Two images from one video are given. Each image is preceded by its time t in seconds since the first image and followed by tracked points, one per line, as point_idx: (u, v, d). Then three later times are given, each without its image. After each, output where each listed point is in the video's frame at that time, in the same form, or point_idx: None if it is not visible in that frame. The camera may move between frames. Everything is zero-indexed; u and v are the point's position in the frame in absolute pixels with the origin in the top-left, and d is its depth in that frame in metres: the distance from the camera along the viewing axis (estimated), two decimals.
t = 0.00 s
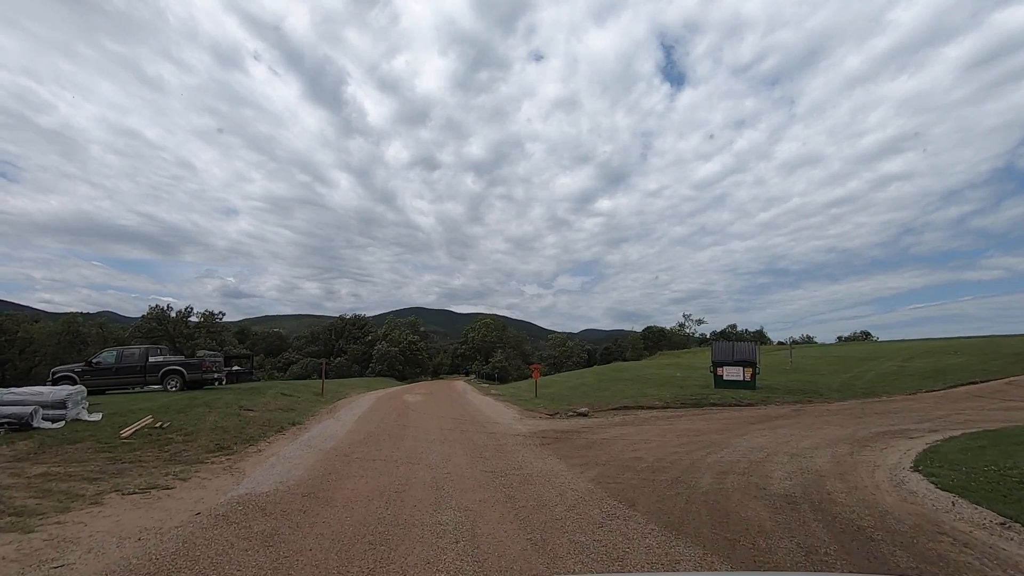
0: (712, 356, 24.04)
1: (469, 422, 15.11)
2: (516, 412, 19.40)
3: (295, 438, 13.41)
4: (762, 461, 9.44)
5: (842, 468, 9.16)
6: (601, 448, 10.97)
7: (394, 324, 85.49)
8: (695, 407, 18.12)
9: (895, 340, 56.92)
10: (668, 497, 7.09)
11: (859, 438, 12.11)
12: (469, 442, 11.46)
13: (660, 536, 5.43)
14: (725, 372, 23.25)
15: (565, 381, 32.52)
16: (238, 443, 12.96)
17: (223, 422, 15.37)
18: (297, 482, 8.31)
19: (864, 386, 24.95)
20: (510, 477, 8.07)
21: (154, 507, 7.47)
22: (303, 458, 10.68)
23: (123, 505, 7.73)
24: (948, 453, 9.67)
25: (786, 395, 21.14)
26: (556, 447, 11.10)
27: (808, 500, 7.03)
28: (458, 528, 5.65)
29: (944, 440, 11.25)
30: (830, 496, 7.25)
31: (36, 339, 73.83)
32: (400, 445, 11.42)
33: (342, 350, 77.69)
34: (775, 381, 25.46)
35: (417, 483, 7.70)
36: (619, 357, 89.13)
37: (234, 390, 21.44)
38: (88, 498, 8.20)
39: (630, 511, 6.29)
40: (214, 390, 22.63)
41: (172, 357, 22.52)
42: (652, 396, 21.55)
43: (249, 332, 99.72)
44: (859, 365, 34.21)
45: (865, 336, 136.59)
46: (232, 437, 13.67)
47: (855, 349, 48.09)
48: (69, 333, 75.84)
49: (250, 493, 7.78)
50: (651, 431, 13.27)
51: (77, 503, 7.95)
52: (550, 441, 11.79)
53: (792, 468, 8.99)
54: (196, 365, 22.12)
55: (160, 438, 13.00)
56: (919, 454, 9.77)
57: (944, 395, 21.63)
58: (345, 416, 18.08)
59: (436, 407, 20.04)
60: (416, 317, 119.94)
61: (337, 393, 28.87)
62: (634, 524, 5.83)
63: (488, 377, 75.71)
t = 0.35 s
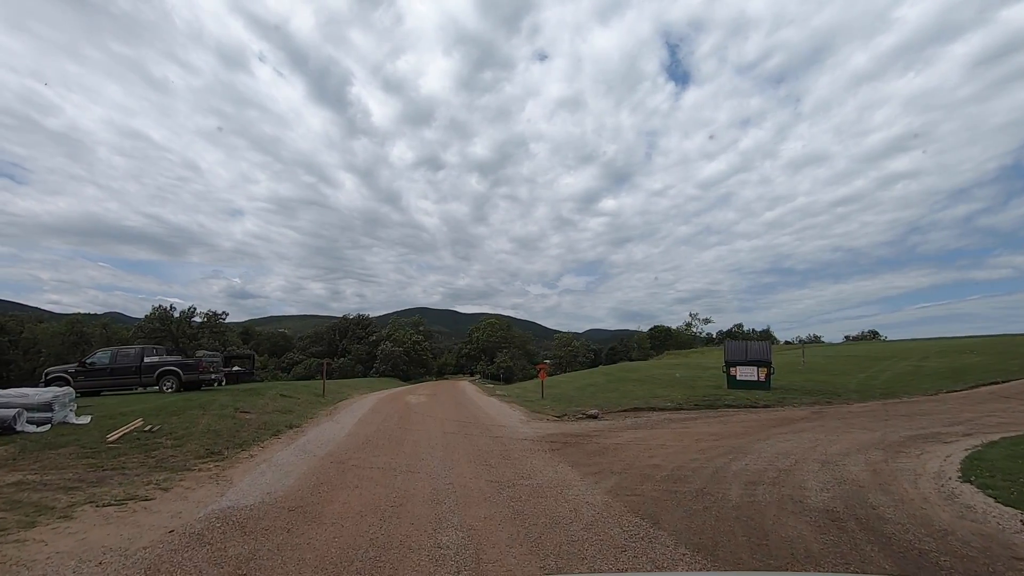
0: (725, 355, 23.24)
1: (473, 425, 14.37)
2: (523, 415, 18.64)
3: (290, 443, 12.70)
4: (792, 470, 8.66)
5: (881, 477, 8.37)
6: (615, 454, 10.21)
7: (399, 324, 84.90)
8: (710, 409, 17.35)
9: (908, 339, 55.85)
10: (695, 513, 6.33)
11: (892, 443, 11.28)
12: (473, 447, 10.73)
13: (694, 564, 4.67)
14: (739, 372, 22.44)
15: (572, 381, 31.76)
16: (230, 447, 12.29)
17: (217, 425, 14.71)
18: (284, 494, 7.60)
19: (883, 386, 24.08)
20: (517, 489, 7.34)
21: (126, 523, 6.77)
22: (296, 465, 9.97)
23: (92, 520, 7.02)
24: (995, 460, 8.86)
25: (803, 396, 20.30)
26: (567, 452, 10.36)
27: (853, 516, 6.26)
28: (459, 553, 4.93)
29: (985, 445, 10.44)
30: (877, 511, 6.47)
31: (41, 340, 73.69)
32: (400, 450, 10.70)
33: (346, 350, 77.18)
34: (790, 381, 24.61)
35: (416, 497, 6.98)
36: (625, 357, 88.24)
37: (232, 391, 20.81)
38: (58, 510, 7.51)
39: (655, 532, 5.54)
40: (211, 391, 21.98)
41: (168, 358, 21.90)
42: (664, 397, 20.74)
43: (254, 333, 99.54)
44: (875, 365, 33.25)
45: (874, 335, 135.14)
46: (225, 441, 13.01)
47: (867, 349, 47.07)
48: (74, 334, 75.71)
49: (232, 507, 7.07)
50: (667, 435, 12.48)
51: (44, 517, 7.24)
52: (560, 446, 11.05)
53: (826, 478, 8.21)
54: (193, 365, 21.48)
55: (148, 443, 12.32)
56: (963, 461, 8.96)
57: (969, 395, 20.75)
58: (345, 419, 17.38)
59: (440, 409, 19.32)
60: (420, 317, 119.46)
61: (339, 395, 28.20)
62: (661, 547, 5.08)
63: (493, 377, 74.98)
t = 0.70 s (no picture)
0: (738, 355, 22.43)
1: (479, 428, 13.65)
2: (531, 417, 17.89)
3: (285, 448, 12.02)
4: (828, 480, 7.90)
5: (929, 488, 7.59)
6: (631, 460, 9.47)
7: (404, 324, 84.31)
8: (725, 411, 16.58)
9: (922, 338, 54.76)
10: (731, 533, 5.58)
11: (929, 449, 10.49)
12: (478, 453, 10.02)
13: None
14: (754, 372, 21.65)
15: (580, 382, 31.00)
16: (222, 452, 11.64)
17: (211, 428, 14.08)
18: (272, 507, 6.91)
19: (903, 387, 23.21)
20: (528, 502, 6.62)
21: (92, 542, 6.08)
22: (289, 473, 9.29)
23: (56, 537, 6.34)
24: None
25: (822, 397, 19.51)
26: (580, 458, 9.64)
27: (912, 537, 5.49)
28: None
29: None
30: (937, 530, 5.70)
31: (45, 339, 73.50)
32: (401, 456, 10.00)
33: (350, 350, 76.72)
34: (806, 381, 23.80)
35: (415, 512, 6.26)
36: (632, 357, 87.40)
37: (230, 392, 20.18)
38: (24, 525, 6.84)
39: (690, 557, 4.80)
40: (209, 391, 21.36)
41: (165, 357, 21.31)
42: (676, 398, 19.98)
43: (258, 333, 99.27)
44: (892, 365, 32.36)
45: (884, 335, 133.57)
46: (218, 445, 12.36)
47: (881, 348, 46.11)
48: (78, 334, 75.50)
49: (212, 523, 6.37)
50: (684, 439, 11.74)
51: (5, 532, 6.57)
52: (572, 451, 10.31)
53: (869, 490, 7.44)
54: (190, 365, 20.86)
55: (136, 447, 11.68)
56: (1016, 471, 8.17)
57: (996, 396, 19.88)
58: (345, 421, 16.67)
59: (444, 411, 18.58)
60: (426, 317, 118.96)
61: (342, 396, 27.53)
62: None
63: (499, 377, 74.31)
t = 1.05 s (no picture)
0: (753, 354, 21.63)
1: (485, 432, 12.90)
2: (538, 419, 17.21)
3: (279, 453, 11.32)
4: (870, 493, 7.14)
5: (985, 500, 6.81)
6: (649, 468, 8.72)
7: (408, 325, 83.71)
8: (742, 412, 15.79)
9: (936, 337, 53.72)
10: (776, 558, 4.83)
11: (972, 455, 9.68)
12: (482, 459, 9.30)
13: None
14: (769, 372, 20.85)
15: (587, 382, 30.23)
16: (211, 458, 10.96)
17: (203, 431, 13.42)
18: (254, 524, 6.20)
19: (925, 387, 22.35)
20: (539, 519, 5.89)
21: (50, 565, 5.41)
22: (280, 482, 8.60)
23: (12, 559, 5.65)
24: None
25: (842, 397, 18.69)
26: (594, 466, 8.89)
27: (987, 563, 4.73)
28: None
29: None
30: (1013, 554, 4.94)
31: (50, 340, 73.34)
32: (400, 463, 9.32)
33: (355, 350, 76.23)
34: (823, 381, 22.96)
35: (412, 531, 5.56)
36: (639, 356, 86.52)
37: (227, 394, 19.50)
38: None
39: None
40: (207, 393, 20.71)
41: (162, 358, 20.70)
42: (689, 399, 19.20)
43: (263, 333, 98.98)
44: (910, 364, 31.43)
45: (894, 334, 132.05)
46: (209, 450, 11.69)
47: (895, 347, 45.12)
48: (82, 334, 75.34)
49: (185, 543, 5.69)
50: (704, 443, 10.97)
51: None
52: (585, 458, 9.58)
53: (920, 504, 6.67)
54: (187, 366, 20.22)
55: (122, 453, 11.03)
56: None
57: None
58: (345, 424, 16.02)
59: (448, 413, 17.95)
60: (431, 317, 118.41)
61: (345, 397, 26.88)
62: None
63: (505, 377, 73.60)
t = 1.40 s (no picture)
0: (769, 353, 20.78)
1: (493, 436, 12.15)
2: (547, 421, 16.45)
3: (273, 459, 10.62)
4: (927, 508, 6.34)
5: None
6: (672, 477, 7.97)
7: (413, 324, 83.09)
8: (762, 414, 15.00)
9: (951, 336, 52.57)
10: None
11: None
12: (489, 467, 8.58)
13: None
14: (786, 371, 20.01)
15: (596, 382, 29.40)
16: (200, 464, 10.26)
17: (196, 435, 12.73)
18: (232, 545, 5.49)
19: (949, 387, 21.45)
20: (556, 541, 5.16)
21: None
22: (270, 492, 7.88)
23: None
24: None
25: (864, 398, 17.86)
26: (611, 475, 8.14)
27: None
28: None
29: None
30: None
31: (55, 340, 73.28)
32: (400, 471, 8.60)
33: (360, 350, 75.78)
34: (842, 381, 22.10)
35: (411, 555, 4.83)
36: (646, 356, 85.63)
37: (225, 396, 18.82)
38: None
39: None
40: (204, 394, 20.06)
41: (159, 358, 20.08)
42: (704, 400, 18.42)
43: (268, 334, 98.81)
44: (928, 363, 30.49)
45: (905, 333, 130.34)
46: (199, 456, 11.00)
47: (909, 346, 44.14)
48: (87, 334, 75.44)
49: (151, 568, 4.98)
50: (728, 449, 10.19)
51: None
52: (600, 466, 8.83)
53: (987, 521, 5.89)
54: (184, 366, 19.57)
55: (106, 459, 10.36)
56: None
57: None
58: (346, 427, 15.30)
59: (453, 415, 17.21)
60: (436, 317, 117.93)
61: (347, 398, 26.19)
62: None
63: (511, 377, 72.91)
